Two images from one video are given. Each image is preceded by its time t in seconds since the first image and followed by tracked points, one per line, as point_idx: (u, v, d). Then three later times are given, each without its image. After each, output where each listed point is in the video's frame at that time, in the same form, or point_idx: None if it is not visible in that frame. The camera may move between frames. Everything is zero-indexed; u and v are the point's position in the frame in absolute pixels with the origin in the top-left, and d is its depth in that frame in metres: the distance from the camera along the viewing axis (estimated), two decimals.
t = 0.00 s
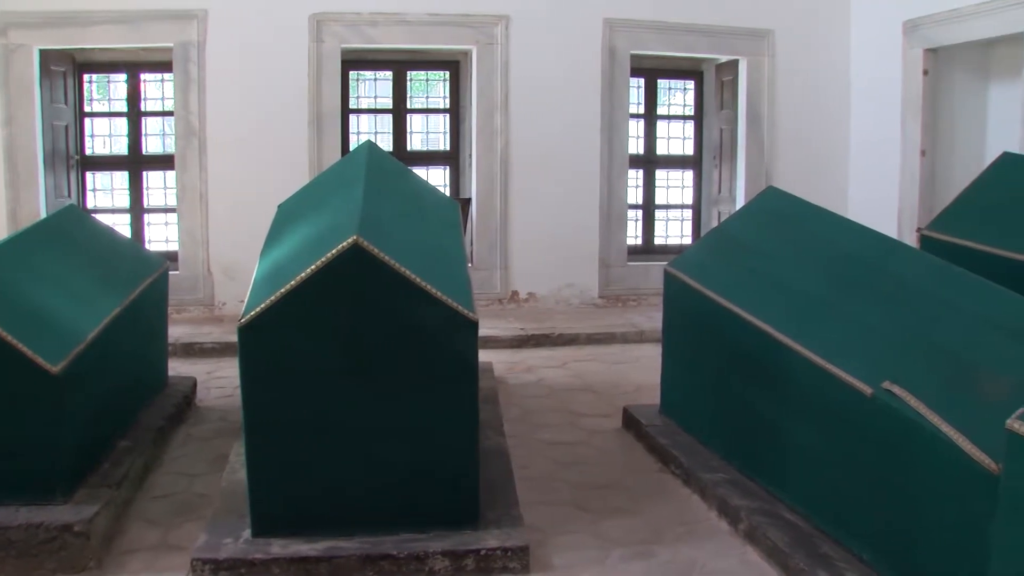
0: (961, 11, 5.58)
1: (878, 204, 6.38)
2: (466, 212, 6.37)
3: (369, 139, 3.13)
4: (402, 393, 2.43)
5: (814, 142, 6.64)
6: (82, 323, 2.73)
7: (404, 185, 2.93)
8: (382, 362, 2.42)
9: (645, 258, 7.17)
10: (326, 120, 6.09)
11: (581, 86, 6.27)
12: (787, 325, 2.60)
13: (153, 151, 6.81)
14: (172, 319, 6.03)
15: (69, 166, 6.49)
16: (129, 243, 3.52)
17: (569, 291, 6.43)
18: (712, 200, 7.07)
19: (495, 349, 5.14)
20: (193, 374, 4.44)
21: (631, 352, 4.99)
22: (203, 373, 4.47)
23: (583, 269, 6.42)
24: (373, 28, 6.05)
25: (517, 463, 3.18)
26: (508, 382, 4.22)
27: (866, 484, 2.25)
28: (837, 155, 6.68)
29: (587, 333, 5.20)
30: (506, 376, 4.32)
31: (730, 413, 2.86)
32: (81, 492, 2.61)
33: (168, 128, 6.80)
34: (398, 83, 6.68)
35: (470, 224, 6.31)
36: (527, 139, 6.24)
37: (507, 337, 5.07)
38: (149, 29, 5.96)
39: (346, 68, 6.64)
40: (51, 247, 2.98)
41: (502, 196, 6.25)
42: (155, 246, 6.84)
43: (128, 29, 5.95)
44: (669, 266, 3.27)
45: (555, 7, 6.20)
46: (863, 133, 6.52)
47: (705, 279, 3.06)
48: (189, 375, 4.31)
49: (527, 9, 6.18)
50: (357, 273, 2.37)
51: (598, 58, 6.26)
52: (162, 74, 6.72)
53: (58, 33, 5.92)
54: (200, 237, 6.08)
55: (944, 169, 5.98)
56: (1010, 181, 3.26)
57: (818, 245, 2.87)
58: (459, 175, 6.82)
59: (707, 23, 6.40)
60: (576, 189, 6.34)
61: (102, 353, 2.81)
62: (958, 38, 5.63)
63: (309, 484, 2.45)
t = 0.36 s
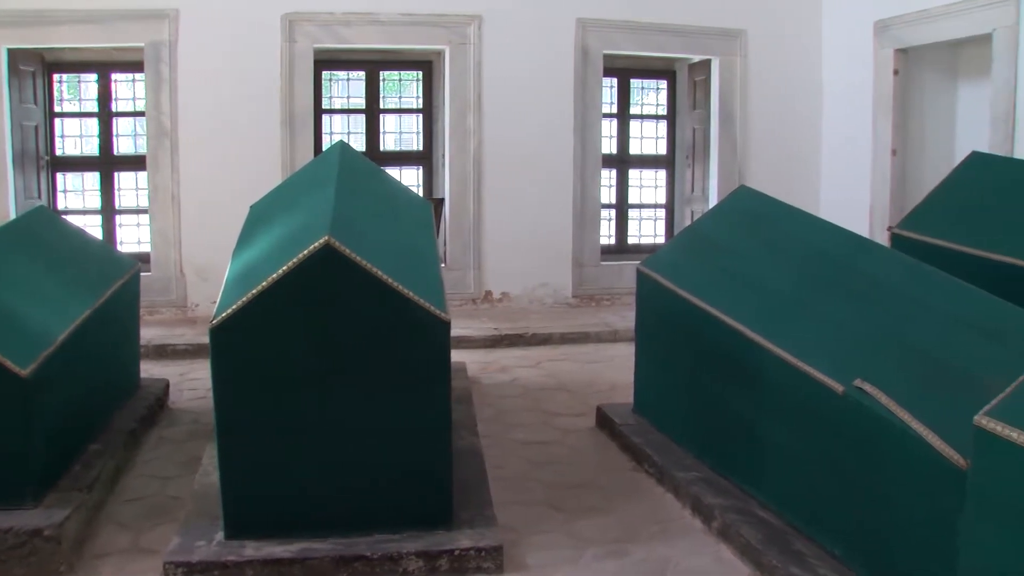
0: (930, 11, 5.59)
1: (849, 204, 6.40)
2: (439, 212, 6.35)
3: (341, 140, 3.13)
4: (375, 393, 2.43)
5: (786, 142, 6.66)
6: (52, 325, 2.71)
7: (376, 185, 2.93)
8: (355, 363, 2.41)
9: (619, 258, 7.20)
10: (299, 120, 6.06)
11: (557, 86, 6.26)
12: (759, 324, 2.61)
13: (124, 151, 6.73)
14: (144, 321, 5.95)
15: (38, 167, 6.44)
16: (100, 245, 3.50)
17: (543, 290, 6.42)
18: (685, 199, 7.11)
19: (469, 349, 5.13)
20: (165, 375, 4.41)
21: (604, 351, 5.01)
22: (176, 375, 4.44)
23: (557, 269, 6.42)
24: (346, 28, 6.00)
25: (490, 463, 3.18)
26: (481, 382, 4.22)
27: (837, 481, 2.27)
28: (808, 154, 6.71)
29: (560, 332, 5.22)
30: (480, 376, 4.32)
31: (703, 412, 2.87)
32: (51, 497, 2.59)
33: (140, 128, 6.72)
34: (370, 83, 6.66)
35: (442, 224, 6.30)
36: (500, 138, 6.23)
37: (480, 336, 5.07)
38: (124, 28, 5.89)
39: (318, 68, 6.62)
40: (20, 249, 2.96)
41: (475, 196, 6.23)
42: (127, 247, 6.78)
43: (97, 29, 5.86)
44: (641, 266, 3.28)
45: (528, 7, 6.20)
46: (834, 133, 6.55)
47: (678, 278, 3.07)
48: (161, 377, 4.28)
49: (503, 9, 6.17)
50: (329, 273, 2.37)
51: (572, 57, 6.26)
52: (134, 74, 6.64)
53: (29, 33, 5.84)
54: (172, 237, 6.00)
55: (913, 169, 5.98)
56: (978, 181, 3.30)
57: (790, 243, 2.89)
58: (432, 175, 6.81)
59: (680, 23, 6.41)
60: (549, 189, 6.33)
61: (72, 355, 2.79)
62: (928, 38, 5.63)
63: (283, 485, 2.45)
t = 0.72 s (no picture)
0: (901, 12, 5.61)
1: (822, 203, 6.42)
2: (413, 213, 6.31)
3: (313, 141, 3.12)
4: (349, 394, 2.42)
5: (758, 142, 6.67)
6: (21, 328, 2.68)
7: (349, 186, 2.93)
8: (328, 364, 2.40)
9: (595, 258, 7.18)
10: (272, 121, 6.00)
11: (532, 87, 6.25)
12: (731, 322, 2.62)
13: (95, 151, 6.65)
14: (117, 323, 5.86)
15: (8, 168, 6.43)
16: (71, 245, 3.47)
17: (517, 290, 6.41)
18: (659, 198, 7.11)
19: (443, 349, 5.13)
20: (138, 378, 4.38)
21: (578, 350, 5.03)
22: (149, 377, 4.42)
23: (530, 268, 6.41)
24: (318, 27, 5.96)
25: (465, 463, 3.18)
26: (456, 382, 4.22)
27: (810, 478, 2.28)
28: (780, 154, 6.73)
29: (534, 332, 5.22)
30: (454, 376, 4.32)
31: (676, 410, 2.89)
32: (21, 502, 2.56)
33: (111, 129, 6.65)
34: (344, 83, 6.60)
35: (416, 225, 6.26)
36: (473, 138, 6.21)
37: (455, 336, 5.07)
38: (92, 29, 5.78)
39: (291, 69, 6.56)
40: None
41: (448, 196, 6.20)
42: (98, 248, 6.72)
43: (66, 28, 5.75)
44: (615, 265, 3.29)
45: (502, 7, 6.18)
46: (805, 132, 6.57)
47: (651, 277, 3.08)
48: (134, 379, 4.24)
49: (477, 9, 6.15)
50: (301, 274, 2.36)
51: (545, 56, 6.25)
52: (105, 74, 6.59)
53: None
54: (145, 237, 5.92)
55: (886, 166, 6.04)
56: (946, 180, 3.33)
57: (763, 242, 2.90)
58: (406, 176, 6.77)
59: (652, 23, 6.41)
60: (522, 189, 6.32)
61: (42, 357, 2.76)
62: (899, 39, 5.65)
63: (257, 487, 2.43)
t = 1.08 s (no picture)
0: (872, 12, 5.61)
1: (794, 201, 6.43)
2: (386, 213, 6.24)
3: (285, 142, 3.12)
4: (321, 395, 2.42)
5: (732, 142, 6.64)
6: None
7: (321, 187, 2.92)
8: (299, 365, 2.40)
9: (568, 258, 7.22)
10: (245, 122, 5.90)
11: (509, 88, 6.18)
12: (703, 321, 2.64)
13: (66, 152, 6.60)
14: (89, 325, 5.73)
15: None
16: (41, 248, 3.44)
17: (491, 290, 6.35)
18: (632, 198, 7.10)
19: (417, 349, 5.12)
20: (110, 380, 4.35)
21: (552, 350, 5.04)
22: (121, 379, 4.39)
23: (503, 269, 6.35)
24: (291, 28, 5.86)
25: (439, 463, 3.18)
26: (430, 382, 4.22)
27: (782, 477, 2.29)
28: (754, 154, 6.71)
29: (508, 331, 5.23)
30: (428, 376, 4.32)
31: (649, 409, 2.90)
32: None
33: (82, 129, 6.59)
34: (316, 83, 6.57)
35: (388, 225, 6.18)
36: (447, 138, 6.14)
37: (429, 336, 5.07)
38: (60, 26, 5.66)
39: (263, 69, 6.52)
40: None
41: (422, 196, 6.12)
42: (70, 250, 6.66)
43: (33, 27, 5.63)
44: (588, 264, 3.29)
45: (477, 7, 6.12)
46: (777, 132, 6.57)
47: (624, 276, 3.09)
48: (106, 382, 4.21)
49: (453, 10, 6.08)
50: (272, 275, 2.35)
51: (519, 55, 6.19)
52: (75, 74, 6.49)
53: None
54: (117, 239, 5.81)
55: (858, 165, 6.04)
56: (918, 180, 3.36)
57: (734, 242, 2.92)
58: (380, 176, 6.75)
59: (625, 22, 6.37)
60: (497, 189, 6.25)
61: (11, 361, 2.74)
62: (871, 39, 5.66)
63: (231, 489, 2.42)
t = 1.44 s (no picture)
0: (844, 12, 5.56)
1: (766, 201, 6.39)
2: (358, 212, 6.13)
3: (258, 143, 3.11)
4: (294, 396, 2.41)
5: (705, 142, 6.64)
6: None
7: (293, 187, 2.92)
8: (271, 366, 2.39)
9: (542, 257, 7.02)
10: (218, 122, 5.74)
11: (483, 89, 6.12)
12: (677, 320, 2.64)
13: (37, 153, 6.39)
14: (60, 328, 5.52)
15: None
16: (11, 250, 3.41)
17: (466, 290, 6.25)
18: (606, 197, 7.01)
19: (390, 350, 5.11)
20: (83, 383, 4.31)
21: (525, 350, 5.04)
22: (93, 382, 4.35)
23: (477, 269, 6.25)
24: (264, 28, 5.72)
25: (413, 463, 3.18)
26: (404, 382, 4.22)
27: (755, 474, 2.30)
28: (726, 154, 6.69)
29: (483, 331, 5.23)
30: (402, 377, 4.31)
31: (623, 408, 2.90)
32: None
33: (53, 130, 6.38)
34: (290, 84, 6.28)
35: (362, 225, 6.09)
36: (419, 139, 6.05)
37: (403, 336, 5.06)
38: (32, 25, 5.45)
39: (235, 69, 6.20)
40: None
41: (396, 195, 6.03)
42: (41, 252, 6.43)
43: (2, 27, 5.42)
44: (561, 264, 3.29)
45: (451, 7, 6.03)
46: (752, 131, 6.53)
47: (598, 275, 3.10)
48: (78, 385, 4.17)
49: (428, 10, 5.99)
50: (244, 276, 2.35)
51: (490, 57, 6.11)
52: (45, 73, 6.31)
53: None
54: (90, 241, 5.61)
55: (830, 164, 6.00)
56: (886, 179, 3.38)
57: (706, 242, 2.93)
58: (354, 176, 6.46)
59: (597, 21, 6.32)
60: (469, 189, 6.17)
61: None
62: (842, 39, 5.60)
63: (204, 491, 2.41)
